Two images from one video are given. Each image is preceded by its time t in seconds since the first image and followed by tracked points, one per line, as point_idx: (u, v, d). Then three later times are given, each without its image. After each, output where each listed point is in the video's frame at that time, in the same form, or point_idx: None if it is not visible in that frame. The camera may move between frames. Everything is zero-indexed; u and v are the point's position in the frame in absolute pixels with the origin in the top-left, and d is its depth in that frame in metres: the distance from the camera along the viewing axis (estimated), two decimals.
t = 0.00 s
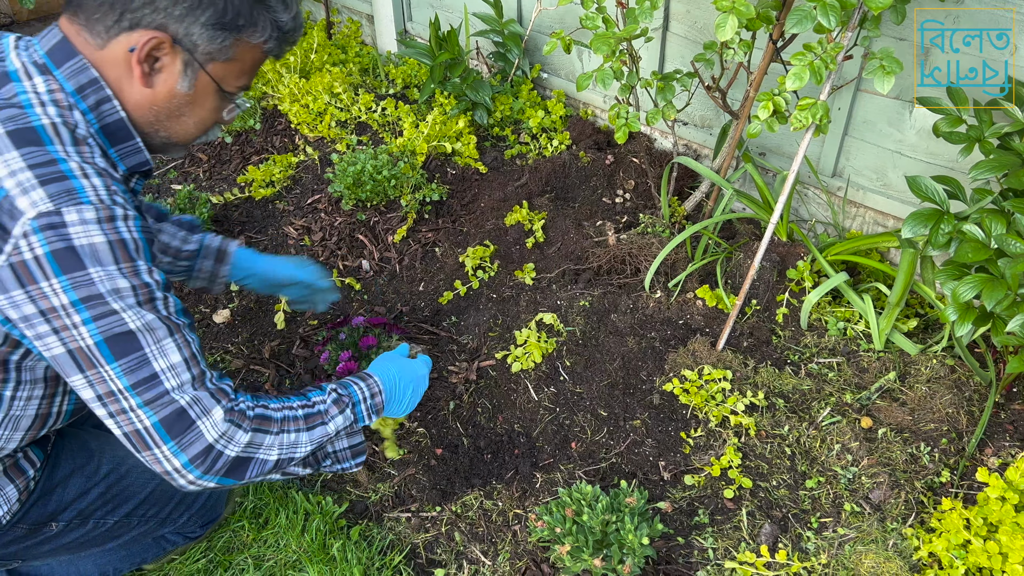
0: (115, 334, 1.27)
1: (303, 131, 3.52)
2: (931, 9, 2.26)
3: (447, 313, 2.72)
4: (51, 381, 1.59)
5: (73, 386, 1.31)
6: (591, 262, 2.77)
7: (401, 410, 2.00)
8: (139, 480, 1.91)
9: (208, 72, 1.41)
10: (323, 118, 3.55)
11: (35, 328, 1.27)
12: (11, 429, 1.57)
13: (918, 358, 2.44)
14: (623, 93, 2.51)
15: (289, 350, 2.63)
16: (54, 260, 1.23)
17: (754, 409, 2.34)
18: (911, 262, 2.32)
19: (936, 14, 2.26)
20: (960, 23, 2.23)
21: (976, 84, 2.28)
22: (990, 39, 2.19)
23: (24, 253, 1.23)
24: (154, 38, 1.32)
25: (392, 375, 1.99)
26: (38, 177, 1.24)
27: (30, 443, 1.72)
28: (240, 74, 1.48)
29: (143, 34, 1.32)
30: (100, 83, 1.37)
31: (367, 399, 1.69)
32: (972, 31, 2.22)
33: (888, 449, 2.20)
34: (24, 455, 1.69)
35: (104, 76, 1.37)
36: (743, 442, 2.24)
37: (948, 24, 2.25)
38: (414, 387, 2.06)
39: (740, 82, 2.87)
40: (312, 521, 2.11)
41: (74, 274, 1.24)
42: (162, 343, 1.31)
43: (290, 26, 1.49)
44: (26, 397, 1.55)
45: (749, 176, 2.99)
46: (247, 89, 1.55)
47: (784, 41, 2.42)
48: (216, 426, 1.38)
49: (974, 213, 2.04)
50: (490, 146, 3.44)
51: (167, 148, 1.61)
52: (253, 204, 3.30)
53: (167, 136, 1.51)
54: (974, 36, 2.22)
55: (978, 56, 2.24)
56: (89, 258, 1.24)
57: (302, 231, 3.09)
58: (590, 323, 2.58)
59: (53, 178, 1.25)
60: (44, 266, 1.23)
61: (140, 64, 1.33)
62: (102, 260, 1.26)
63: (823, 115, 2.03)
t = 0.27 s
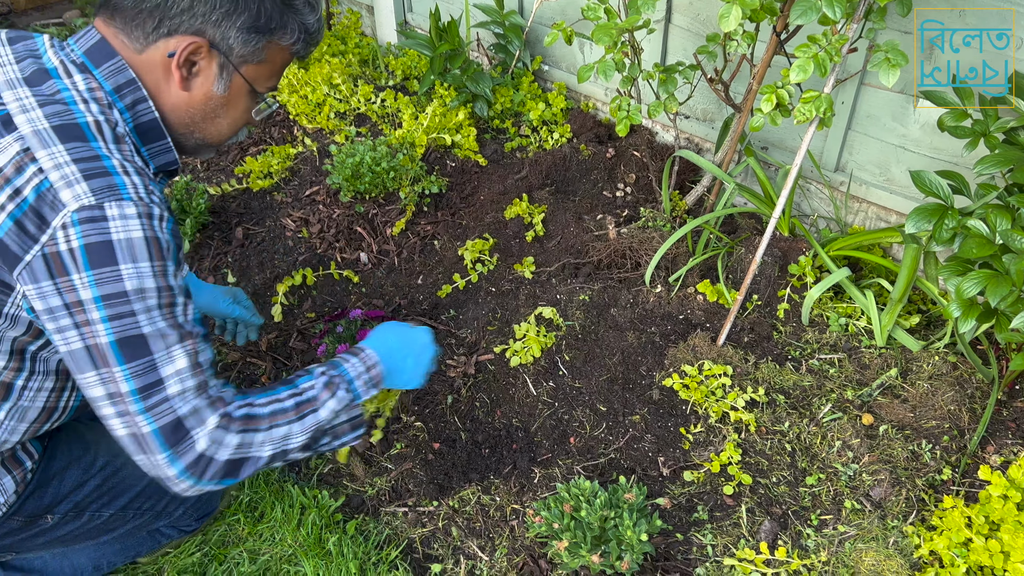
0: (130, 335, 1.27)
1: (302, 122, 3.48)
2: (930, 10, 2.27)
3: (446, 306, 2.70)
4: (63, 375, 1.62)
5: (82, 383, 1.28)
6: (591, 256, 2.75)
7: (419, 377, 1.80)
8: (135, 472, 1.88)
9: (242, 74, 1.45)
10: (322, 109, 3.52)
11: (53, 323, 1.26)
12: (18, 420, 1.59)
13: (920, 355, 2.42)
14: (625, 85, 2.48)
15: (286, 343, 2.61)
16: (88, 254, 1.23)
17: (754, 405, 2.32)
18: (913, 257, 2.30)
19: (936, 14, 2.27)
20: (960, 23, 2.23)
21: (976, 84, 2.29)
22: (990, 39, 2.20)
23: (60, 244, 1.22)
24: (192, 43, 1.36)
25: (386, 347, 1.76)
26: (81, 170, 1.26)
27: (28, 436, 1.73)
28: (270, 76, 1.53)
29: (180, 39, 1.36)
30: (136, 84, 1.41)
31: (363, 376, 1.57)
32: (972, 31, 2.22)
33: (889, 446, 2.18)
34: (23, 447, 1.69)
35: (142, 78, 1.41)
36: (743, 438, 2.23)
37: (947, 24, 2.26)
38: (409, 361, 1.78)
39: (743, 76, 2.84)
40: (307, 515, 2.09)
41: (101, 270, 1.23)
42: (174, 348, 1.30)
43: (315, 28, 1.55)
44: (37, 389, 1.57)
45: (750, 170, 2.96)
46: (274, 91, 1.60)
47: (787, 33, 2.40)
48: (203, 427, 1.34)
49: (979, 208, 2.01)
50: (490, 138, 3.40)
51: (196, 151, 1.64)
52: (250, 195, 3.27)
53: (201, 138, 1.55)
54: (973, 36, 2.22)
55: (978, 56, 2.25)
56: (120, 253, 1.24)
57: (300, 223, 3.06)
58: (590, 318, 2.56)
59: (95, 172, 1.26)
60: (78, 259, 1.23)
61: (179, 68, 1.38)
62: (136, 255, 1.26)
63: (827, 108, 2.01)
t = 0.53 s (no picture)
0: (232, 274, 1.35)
1: (299, 106, 3.40)
2: (931, 10, 2.26)
3: (445, 296, 2.63)
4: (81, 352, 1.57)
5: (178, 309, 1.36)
6: (593, 247, 2.68)
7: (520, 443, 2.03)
8: (124, 460, 1.82)
9: (256, 65, 1.37)
10: (320, 93, 3.43)
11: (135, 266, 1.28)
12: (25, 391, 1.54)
13: (931, 351, 2.35)
14: (632, 69, 2.40)
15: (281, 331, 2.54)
16: (162, 229, 1.24)
17: (760, 400, 2.26)
18: (927, 250, 2.23)
19: (936, 14, 2.26)
20: (960, 23, 2.22)
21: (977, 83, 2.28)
22: (990, 39, 2.19)
23: (128, 222, 1.22)
24: (207, 33, 1.28)
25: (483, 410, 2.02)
26: (140, 157, 1.24)
27: (13, 420, 1.62)
28: (286, 66, 1.44)
29: (194, 30, 1.28)
30: (158, 74, 1.34)
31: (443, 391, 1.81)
32: (972, 31, 2.21)
33: (899, 443, 2.12)
34: (8, 431, 1.59)
35: (160, 67, 1.34)
36: (749, 434, 2.16)
37: (948, 24, 2.24)
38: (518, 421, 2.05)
39: (752, 62, 2.77)
40: (300, 509, 2.02)
41: (182, 244, 1.26)
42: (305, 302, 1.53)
43: (329, 16, 1.44)
44: (50, 361, 1.52)
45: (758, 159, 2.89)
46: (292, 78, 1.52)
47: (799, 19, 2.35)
48: (312, 336, 1.50)
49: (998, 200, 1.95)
50: (491, 124, 3.32)
51: (213, 139, 1.60)
52: (245, 180, 3.19)
53: (217, 130, 1.50)
54: (974, 36, 2.21)
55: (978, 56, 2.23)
56: (199, 227, 1.27)
57: (296, 209, 2.99)
58: (592, 309, 2.49)
59: (151, 157, 1.25)
60: (152, 235, 1.24)
61: (193, 59, 1.31)
62: (209, 224, 1.30)
63: (841, 94, 1.93)
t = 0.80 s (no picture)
0: (240, 227, 1.25)
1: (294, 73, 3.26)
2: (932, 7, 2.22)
3: (442, 271, 2.51)
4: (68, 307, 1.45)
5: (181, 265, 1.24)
6: (599, 223, 2.54)
7: (498, 421, 1.93)
8: (103, 433, 1.68)
9: (285, 29, 1.29)
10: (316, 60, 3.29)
11: (140, 210, 1.17)
12: (9, 343, 1.44)
13: (953, 337, 2.23)
14: (643, 33, 2.26)
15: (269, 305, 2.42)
16: (173, 172, 1.15)
17: (772, 385, 2.15)
18: (953, 230, 2.09)
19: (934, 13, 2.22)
20: (959, 23, 2.18)
21: (976, 84, 2.23)
22: (990, 39, 2.14)
23: (138, 161, 1.13)
24: None
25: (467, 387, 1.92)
26: (156, 96, 1.15)
27: None
28: (313, 34, 1.37)
29: None
30: (181, 26, 1.24)
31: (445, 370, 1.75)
32: (971, 31, 2.17)
33: (919, 433, 2.00)
34: None
35: (185, 21, 1.25)
36: (760, 420, 2.05)
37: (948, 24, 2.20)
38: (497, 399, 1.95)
39: (769, 31, 2.63)
40: (284, 490, 1.91)
41: (193, 189, 1.17)
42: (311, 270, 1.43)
43: None
44: (38, 312, 1.41)
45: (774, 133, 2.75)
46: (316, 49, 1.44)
47: None
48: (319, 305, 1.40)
49: None
50: (494, 95, 3.16)
51: (228, 108, 1.50)
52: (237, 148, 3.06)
53: (235, 95, 1.41)
54: (973, 36, 2.17)
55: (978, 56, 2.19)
56: (211, 173, 1.18)
57: (288, 179, 2.86)
58: (596, 288, 2.36)
59: (168, 97, 1.17)
60: (161, 177, 1.14)
61: (220, 18, 1.23)
62: (223, 174, 1.20)
63: (869, 58, 1.79)
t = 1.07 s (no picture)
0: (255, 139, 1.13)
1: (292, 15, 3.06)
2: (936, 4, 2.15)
3: (445, 224, 2.34)
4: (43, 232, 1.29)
5: (195, 177, 1.11)
6: (615, 175, 2.35)
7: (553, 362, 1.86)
8: (73, 376, 1.51)
9: None
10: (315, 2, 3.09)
11: (147, 116, 1.04)
12: None
13: (995, 304, 2.05)
14: None
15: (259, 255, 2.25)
16: (188, 83, 1.03)
17: (799, 350, 1.98)
18: (1004, 185, 1.91)
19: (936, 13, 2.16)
20: (960, 22, 2.12)
21: (976, 84, 2.18)
22: (989, 39, 2.08)
23: (150, 69, 1.02)
24: None
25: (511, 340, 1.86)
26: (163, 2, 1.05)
27: None
28: None
29: None
30: None
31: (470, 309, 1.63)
32: (971, 30, 2.11)
33: (961, 403, 1.83)
34: None
35: None
36: (787, 385, 1.88)
37: (948, 24, 2.15)
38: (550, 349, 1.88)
39: None
40: (268, 449, 1.78)
41: (209, 101, 1.05)
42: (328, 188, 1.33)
43: None
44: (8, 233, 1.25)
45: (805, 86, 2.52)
46: None
47: None
48: (338, 223, 1.29)
49: None
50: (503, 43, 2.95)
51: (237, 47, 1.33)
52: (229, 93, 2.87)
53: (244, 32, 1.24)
54: (973, 36, 2.11)
55: (978, 56, 2.13)
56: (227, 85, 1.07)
57: (283, 124, 2.67)
58: (611, 244, 2.18)
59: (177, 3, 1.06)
60: (175, 88, 1.02)
61: None
62: (238, 87, 1.10)
63: None
